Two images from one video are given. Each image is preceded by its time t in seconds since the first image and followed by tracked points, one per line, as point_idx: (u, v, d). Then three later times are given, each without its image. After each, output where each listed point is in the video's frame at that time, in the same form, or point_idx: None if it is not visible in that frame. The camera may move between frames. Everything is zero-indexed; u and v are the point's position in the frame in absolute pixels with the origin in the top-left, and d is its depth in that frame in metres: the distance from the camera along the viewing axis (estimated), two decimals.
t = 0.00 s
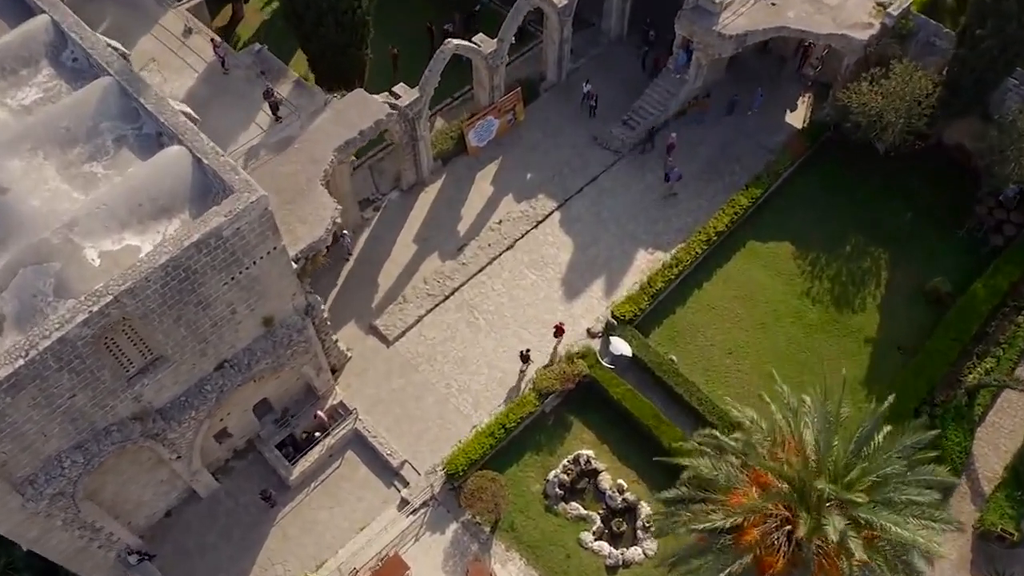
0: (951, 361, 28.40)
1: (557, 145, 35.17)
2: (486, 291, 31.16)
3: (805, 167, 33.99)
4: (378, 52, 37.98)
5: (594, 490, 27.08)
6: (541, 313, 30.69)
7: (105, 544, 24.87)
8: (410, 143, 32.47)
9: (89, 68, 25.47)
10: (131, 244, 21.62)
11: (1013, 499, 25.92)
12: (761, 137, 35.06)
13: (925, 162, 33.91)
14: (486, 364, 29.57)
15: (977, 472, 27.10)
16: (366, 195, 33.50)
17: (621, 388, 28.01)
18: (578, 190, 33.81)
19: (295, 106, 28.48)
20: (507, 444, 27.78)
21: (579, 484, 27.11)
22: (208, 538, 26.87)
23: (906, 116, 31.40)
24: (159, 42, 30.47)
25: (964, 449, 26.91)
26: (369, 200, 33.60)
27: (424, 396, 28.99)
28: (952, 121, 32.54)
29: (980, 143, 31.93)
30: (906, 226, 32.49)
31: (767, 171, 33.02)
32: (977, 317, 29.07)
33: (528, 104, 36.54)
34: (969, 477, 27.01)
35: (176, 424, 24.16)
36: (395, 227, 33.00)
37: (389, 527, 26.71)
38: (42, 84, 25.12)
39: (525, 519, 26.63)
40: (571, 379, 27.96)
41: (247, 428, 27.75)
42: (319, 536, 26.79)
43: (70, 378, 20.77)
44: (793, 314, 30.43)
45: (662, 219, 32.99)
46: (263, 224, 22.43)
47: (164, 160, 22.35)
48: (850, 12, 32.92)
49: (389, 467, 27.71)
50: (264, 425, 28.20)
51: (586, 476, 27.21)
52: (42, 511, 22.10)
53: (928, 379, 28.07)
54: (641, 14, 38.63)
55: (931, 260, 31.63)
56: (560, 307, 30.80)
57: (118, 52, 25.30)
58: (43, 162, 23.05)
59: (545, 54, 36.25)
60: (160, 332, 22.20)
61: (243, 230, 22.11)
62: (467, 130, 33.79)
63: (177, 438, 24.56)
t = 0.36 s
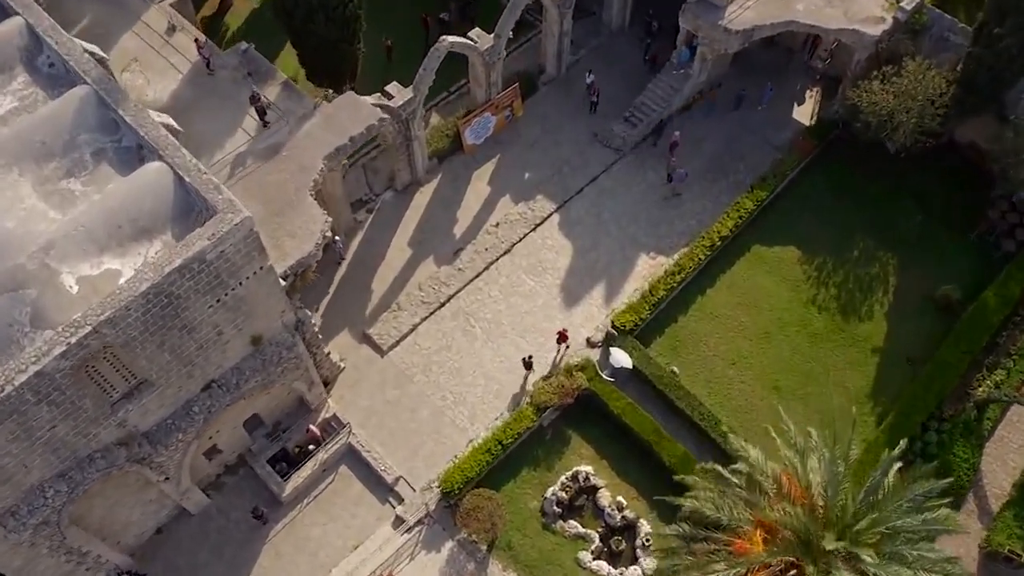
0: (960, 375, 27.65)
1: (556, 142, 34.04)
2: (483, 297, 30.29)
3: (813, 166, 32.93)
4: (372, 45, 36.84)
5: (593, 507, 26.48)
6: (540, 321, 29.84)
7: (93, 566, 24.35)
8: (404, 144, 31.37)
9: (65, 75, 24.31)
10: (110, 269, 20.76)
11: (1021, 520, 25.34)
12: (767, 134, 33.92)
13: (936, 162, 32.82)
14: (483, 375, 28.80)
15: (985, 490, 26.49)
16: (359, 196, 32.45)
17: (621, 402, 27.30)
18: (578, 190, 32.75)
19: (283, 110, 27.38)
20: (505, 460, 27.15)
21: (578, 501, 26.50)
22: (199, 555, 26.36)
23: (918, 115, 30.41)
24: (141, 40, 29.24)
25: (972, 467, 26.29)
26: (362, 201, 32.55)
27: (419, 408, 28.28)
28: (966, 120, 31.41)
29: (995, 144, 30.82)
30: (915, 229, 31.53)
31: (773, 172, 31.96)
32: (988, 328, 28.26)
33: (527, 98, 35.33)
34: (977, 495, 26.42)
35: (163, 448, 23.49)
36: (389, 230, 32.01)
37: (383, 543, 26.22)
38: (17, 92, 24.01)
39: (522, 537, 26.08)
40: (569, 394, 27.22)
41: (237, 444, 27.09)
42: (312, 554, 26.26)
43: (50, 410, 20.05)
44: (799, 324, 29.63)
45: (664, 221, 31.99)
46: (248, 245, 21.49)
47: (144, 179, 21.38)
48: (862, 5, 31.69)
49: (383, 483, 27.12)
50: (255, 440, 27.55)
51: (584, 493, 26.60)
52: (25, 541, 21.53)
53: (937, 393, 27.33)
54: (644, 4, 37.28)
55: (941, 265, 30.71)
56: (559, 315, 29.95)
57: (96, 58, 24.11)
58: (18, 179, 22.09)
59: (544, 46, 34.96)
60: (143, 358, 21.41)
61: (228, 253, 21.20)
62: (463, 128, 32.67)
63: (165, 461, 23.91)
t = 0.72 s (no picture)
0: (969, 390, 26.95)
1: (554, 141, 32.95)
2: (479, 307, 29.49)
3: (820, 168, 31.89)
4: (364, 39, 35.67)
5: (591, 526, 25.93)
6: (537, 332, 29.06)
7: None
8: (398, 147, 30.36)
9: (40, 86, 23.20)
10: (89, 299, 19.98)
11: None
12: (773, 135, 32.83)
13: (947, 164, 31.79)
14: (479, 390, 28.12)
15: (992, 509, 25.93)
16: (351, 200, 31.38)
17: (620, 419, 26.66)
18: (577, 193, 31.76)
19: (270, 118, 26.34)
20: (501, 478, 26.59)
21: (576, 521, 25.95)
22: None
23: (930, 119, 29.35)
24: (123, 42, 28.04)
25: (978, 486, 25.72)
26: (355, 204, 31.52)
27: (414, 424, 27.64)
28: (979, 121, 30.35)
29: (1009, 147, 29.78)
30: (925, 234, 30.59)
31: (779, 175, 30.96)
32: (998, 342, 27.49)
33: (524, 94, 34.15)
34: (983, 514, 25.88)
35: (150, 475, 22.90)
36: (383, 235, 31.08)
37: (377, 563, 25.76)
38: None
39: (519, 558, 25.59)
40: (568, 411, 26.57)
41: (228, 462, 26.50)
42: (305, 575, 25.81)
43: (30, 447, 19.41)
44: (804, 335, 28.87)
45: (666, 226, 31.06)
46: (232, 271, 20.65)
47: (124, 204, 20.50)
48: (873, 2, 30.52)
49: (377, 501, 26.59)
50: (247, 457, 26.97)
51: (582, 513, 26.01)
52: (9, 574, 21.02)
53: (945, 409, 26.67)
54: None
55: (951, 273, 29.83)
56: (557, 325, 29.17)
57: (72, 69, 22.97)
58: None
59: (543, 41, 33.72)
60: (126, 390, 20.72)
61: (211, 281, 20.38)
62: (458, 128, 31.61)
63: (152, 486, 23.34)
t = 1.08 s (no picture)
0: (977, 408, 26.32)
1: (553, 143, 31.91)
2: (476, 319, 28.75)
3: (827, 172, 30.91)
4: (355, 33, 34.47)
5: (589, 548, 25.40)
6: (535, 345, 28.36)
7: None
8: (391, 153, 29.37)
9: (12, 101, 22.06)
10: (67, 335, 19.24)
11: None
12: (779, 136, 31.78)
13: (959, 167, 30.79)
14: (475, 406, 27.52)
15: (998, 530, 25.47)
16: (344, 205, 30.39)
17: (619, 438, 26.07)
18: (577, 198, 30.82)
19: (257, 129, 25.33)
20: (498, 498, 26.10)
21: (574, 542, 25.40)
22: None
23: (942, 125, 28.25)
24: (102, 46, 26.88)
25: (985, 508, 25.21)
26: (347, 209, 30.52)
27: (408, 441, 27.10)
28: (992, 125, 29.32)
29: None
30: (935, 241, 29.70)
31: (785, 180, 29.98)
32: (1008, 357, 26.79)
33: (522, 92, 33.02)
34: (988, 536, 25.43)
35: (138, 505, 22.38)
36: (377, 242, 30.22)
37: None
38: None
39: None
40: (566, 431, 25.96)
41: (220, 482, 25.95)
42: None
43: (10, 489, 18.84)
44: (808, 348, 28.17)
45: (668, 232, 30.16)
46: (217, 303, 19.88)
47: (102, 234, 19.73)
48: None
49: (371, 521, 26.12)
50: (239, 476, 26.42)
51: (581, 533, 25.46)
52: None
53: (952, 428, 26.06)
54: None
55: (960, 283, 29.01)
56: (556, 338, 28.45)
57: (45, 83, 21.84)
58: None
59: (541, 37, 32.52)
60: (110, 426, 20.10)
61: (195, 315, 19.61)
62: (453, 130, 30.53)
63: (141, 515, 22.84)
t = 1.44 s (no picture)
0: (984, 429, 25.74)
1: (552, 147, 30.90)
2: (472, 335, 28.05)
3: (834, 179, 29.99)
4: (345, 31, 33.27)
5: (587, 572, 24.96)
6: (533, 362, 27.70)
7: None
8: (385, 162, 28.43)
9: None
10: (48, 377, 18.63)
11: None
12: (785, 141, 30.78)
13: (970, 174, 29.84)
14: (472, 425, 26.97)
15: (1003, 555, 25.07)
16: (337, 213, 29.36)
17: (619, 461, 25.53)
18: (576, 207, 29.91)
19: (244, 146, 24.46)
20: (497, 521, 25.68)
21: (572, 567, 24.90)
22: None
23: (954, 134, 27.22)
24: (82, 55, 25.77)
25: (990, 534, 24.77)
26: (340, 218, 29.53)
27: (404, 461, 26.60)
28: (1006, 132, 28.34)
29: None
30: (944, 253, 28.86)
31: (790, 190, 29.07)
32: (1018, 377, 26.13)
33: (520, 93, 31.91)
34: (993, 561, 25.03)
35: (127, 540, 21.91)
36: (370, 253, 29.38)
37: None
38: None
39: None
40: (565, 454, 25.39)
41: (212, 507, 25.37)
42: None
43: None
44: (812, 365, 27.51)
45: (669, 243, 29.31)
46: (202, 343, 19.16)
47: (79, 271, 19.15)
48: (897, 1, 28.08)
49: (366, 544, 25.65)
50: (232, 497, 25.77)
51: (579, 558, 24.97)
52: None
53: (958, 450, 25.52)
54: None
55: (969, 296, 28.25)
56: (554, 355, 27.78)
57: (18, 105, 20.84)
58: None
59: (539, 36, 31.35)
60: (93, 468, 19.52)
61: (179, 356, 18.92)
62: (449, 136, 29.53)
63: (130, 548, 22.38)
